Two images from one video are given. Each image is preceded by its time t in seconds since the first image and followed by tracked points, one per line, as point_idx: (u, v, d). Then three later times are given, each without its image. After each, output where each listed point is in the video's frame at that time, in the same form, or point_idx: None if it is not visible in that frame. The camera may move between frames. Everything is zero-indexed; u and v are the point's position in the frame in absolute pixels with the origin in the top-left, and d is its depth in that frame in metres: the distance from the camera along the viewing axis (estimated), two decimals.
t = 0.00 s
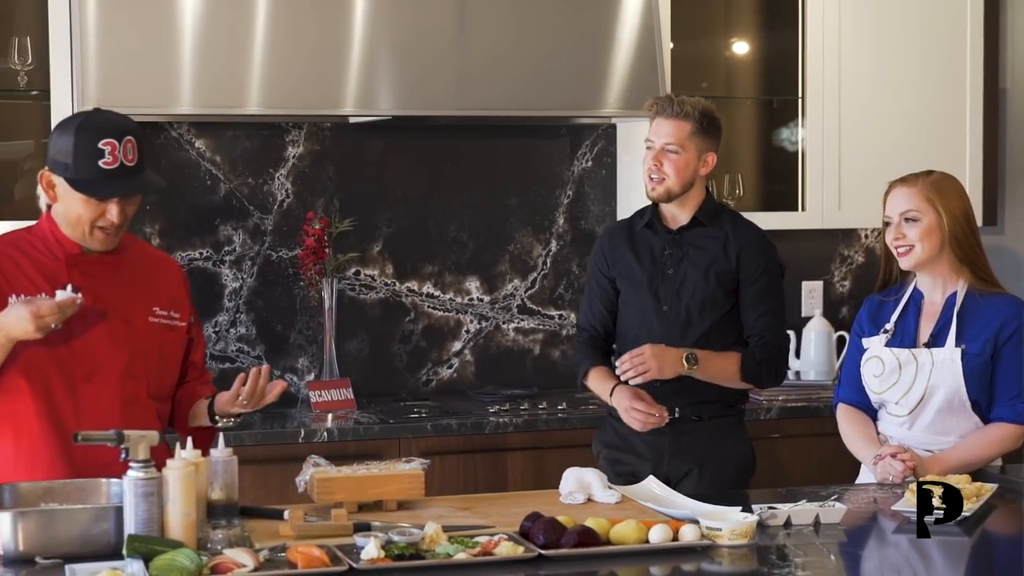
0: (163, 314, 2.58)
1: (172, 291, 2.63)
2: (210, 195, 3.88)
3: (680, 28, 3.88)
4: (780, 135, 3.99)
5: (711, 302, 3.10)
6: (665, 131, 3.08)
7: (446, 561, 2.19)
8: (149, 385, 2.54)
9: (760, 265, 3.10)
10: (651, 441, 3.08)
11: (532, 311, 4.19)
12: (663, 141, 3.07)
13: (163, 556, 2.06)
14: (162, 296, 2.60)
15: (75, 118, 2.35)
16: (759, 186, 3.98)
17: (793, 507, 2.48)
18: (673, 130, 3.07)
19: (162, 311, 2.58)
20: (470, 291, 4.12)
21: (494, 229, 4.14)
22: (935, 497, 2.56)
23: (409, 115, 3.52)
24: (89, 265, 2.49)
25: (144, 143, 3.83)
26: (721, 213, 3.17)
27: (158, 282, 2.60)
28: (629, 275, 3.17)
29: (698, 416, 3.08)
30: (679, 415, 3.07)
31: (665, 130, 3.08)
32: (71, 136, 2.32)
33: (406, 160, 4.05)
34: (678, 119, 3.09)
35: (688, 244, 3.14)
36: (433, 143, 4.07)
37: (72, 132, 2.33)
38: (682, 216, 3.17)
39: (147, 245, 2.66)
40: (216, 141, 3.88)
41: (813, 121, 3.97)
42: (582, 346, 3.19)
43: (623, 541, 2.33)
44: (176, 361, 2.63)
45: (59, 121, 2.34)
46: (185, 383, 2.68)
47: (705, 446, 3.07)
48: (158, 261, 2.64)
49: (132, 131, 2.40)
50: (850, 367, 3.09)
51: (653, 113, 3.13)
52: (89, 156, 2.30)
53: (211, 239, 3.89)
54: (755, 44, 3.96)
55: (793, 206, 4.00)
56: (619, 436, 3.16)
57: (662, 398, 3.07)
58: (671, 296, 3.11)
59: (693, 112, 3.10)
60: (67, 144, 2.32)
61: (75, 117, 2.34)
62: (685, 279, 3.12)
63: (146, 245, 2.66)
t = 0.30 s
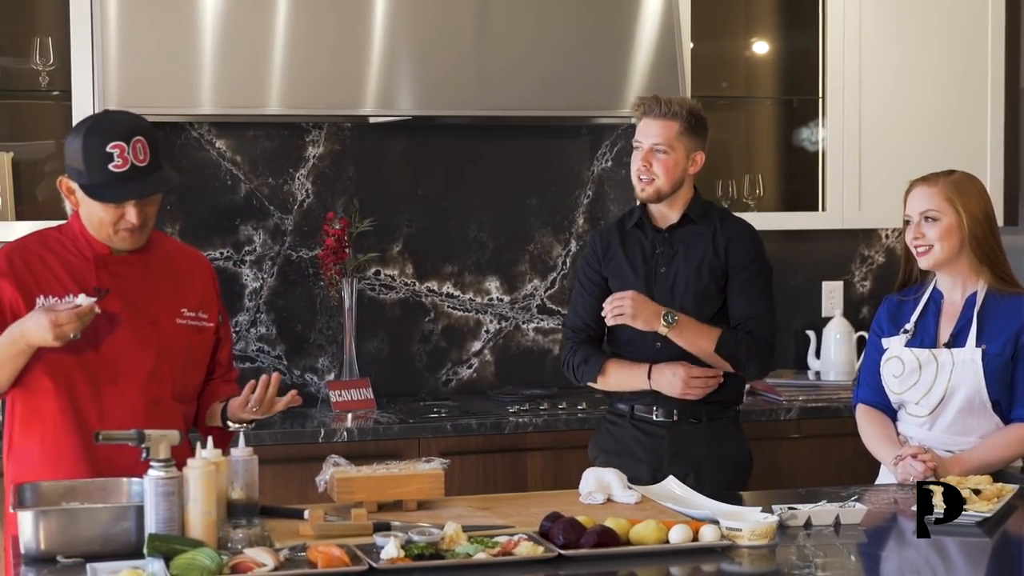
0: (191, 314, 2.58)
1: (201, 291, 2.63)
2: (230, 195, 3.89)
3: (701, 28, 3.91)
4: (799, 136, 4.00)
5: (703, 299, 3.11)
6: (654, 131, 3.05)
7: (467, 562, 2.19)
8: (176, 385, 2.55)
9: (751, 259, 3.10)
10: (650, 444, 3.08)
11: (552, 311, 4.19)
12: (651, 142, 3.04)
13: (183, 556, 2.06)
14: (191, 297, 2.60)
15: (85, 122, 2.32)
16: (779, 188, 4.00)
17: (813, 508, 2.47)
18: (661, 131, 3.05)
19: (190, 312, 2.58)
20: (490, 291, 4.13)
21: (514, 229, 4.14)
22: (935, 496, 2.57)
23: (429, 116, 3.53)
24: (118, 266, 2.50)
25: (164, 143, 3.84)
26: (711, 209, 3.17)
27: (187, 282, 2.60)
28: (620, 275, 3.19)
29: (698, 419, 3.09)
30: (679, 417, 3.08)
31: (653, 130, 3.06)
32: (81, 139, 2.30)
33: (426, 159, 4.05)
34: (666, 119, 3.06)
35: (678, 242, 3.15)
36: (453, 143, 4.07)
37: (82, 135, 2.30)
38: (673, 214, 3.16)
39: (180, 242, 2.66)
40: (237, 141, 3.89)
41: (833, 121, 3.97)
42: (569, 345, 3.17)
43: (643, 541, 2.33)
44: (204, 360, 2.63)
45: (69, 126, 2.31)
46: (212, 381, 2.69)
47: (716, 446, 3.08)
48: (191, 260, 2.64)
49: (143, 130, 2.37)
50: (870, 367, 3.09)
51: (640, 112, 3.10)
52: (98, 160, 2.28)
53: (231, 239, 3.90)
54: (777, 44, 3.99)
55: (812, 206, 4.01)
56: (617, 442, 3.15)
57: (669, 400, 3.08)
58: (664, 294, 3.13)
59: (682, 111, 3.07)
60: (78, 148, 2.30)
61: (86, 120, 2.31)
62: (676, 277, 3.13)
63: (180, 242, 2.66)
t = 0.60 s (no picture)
0: (211, 314, 2.58)
1: (223, 291, 2.63)
2: (249, 195, 3.90)
3: (719, 27, 3.95)
4: (819, 135, 4.00)
5: (690, 300, 3.11)
6: (637, 132, 3.01)
7: (486, 561, 2.18)
8: (198, 386, 2.55)
9: (737, 258, 3.11)
10: (642, 446, 3.06)
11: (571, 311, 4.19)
12: (634, 143, 3.00)
13: (202, 555, 2.07)
14: (212, 296, 2.60)
15: (116, 117, 2.34)
16: (798, 188, 4.01)
17: (832, 509, 2.46)
18: (644, 131, 3.01)
19: (211, 312, 2.58)
20: (509, 291, 4.13)
21: (533, 229, 4.14)
22: (934, 495, 2.57)
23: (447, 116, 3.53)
24: (137, 268, 2.50)
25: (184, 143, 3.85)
26: (691, 209, 3.17)
27: (209, 281, 2.60)
28: (604, 276, 3.15)
29: (689, 418, 3.08)
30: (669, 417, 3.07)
31: (635, 130, 3.01)
32: (109, 135, 2.32)
33: (444, 159, 4.05)
34: (648, 119, 3.02)
35: (662, 242, 3.14)
36: (472, 143, 4.08)
37: (111, 131, 2.32)
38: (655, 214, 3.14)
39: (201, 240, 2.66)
40: (256, 141, 3.90)
41: (852, 120, 3.97)
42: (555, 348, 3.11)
43: (661, 541, 2.32)
44: (227, 360, 2.63)
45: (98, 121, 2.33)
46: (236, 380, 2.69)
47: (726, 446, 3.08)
48: (211, 260, 2.64)
49: (173, 129, 2.38)
50: (888, 368, 3.08)
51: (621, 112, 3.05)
52: (127, 155, 2.30)
53: (250, 239, 3.91)
54: (796, 44, 4.00)
55: (832, 206, 4.01)
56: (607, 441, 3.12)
57: (664, 401, 3.07)
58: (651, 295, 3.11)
59: (663, 110, 3.04)
60: (106, 142, 2.32)
61: (116, 115, 2.33)
62: (662, 277, 3.12)
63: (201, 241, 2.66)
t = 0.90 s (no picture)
0: (229, 312, 2.58)
1: (241, 289, 2.63)
2: (269, 195, 3.91)
3: (738, 28, 3.94)
4: (837, 135, 4.00)
5: (696, 305, 3.05)
6: (641, 138, 2.91)
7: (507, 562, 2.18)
8: (219, 384, 2.56)
9: (740, 263, 3.07)
10: (652, 449, 3.02)
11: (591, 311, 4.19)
12: (639, 150, 2.91)
13: (222, 554, 2.07)
14: (230, 294, 2.60)
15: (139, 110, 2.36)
16: (816, 189, 4.01)
17: (851, 510, 2.45)
18: (647, 138, 2.91)
19: (230, 310, 2.58)
20: (528, 291, 4.13)
21: (552, 229, 4.14)
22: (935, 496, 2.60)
23: (466, 116, 3.54)
24: (155, 268, 2.51)
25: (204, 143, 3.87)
26: (692, 211, 3.10)
27: (226, 280, 2.60)
28: (608, 281, 3.05)
29: (697, 418, 3.05)
30: (679, 419, 3.03)
31: (639, 137, 2.92)
32: (134, 126, 2.33)
33: (463, 159, 4.06)
34: (653, 125, 2.92)
35: (666, 246, 3.06)
36: (491, 143, 4.08)
37: (134, 123, 2.33)
38: (657, 219, 3.06)
39: (217, 238, 2.65)
40: (276, 140, 3.91)
41: (872, 121, 3.97)
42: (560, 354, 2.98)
43: (680, 542, 2.30)
44: (247, 357, 2.64)
45: (121, 114, 2.35)
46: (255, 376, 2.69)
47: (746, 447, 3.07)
48: (228, 258, 2.64)
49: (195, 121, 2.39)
50: (910, 367, 3.06)
51: (624, 116, 2.95)
52: (153, 144, 2.31)
53: (270, 239, 3.92)
54: (814, 44, 4.00)
55: (851, 206, 4.02)
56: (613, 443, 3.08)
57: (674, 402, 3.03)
58: (658, 299, 3.04)
59: (667, 115, 2.94)
60: (130, 134, 2.33)
61: (138, 108, 2.34)
62: (667, 282, 3.04)
63: (216, 238, 2.65)
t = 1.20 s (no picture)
0: (244, 310, 2.60)
1: (252, 285, 2.64)
2: (287, 195, 3.92)
3: (758, 28, 3.93)
4: (855, 135, 4.00)
5: (712, 308, 3.05)
6: (662, 139, 2.91)
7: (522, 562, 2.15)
8: (236, 381, 2.57)
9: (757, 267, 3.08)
10: (668, 450, 3.01)
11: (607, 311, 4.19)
12: (659, 151, 2.90)
13: (240, 554, 2.05)
14: (242, 292, 2.61)
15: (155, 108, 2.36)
16: (834, 189, 4.01)
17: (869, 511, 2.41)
18: (669, 138, 2.90)
19: (244, 307, 2.60)
20: (546, 292, 4.13)
21: (569, 229, 4.14)
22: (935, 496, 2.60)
23: (484, 116, 3.56)
24: (172, 268, 2.51)
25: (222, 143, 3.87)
26: (709, 214, 3.11)
27: (239, 277, 2.62)
28: (627, 280, 3.03)
29: (712, 419, 3.04)
30: (694, 420, 3.03)
31: (661, 137, 2.91)
32: (151, 123, 2.33)
33: (481, 159, 4.06)
34: (675, 126, 2.92)
35: (684, 247, 3.06)
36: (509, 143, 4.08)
37: (152, 121, 2.33)
38: (676, 220, 3.05)
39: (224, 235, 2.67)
40: (294, 141, 3.91)
41: (890, 121, 3.98)
42: (579, 351, 2.94)
43: (698, 542, 2.25)
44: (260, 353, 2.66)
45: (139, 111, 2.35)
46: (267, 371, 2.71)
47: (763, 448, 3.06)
48: (239, 255, 2.65)
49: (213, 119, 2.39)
50: (927, 368, 3.06)
51: (647, 116, 2.94)
52: (170, 142, 2.31)
53: (288, 239, 3.93)
54: (833, 43, 3.98)
55: (870, 206, 4.02)
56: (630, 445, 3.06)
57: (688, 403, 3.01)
58: (676, 301, 3.03)
59: (688, 116, 2.93)
60: (148, 132, 2.33)
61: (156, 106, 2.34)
62: (685, 283, 3.04)
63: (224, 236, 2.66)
